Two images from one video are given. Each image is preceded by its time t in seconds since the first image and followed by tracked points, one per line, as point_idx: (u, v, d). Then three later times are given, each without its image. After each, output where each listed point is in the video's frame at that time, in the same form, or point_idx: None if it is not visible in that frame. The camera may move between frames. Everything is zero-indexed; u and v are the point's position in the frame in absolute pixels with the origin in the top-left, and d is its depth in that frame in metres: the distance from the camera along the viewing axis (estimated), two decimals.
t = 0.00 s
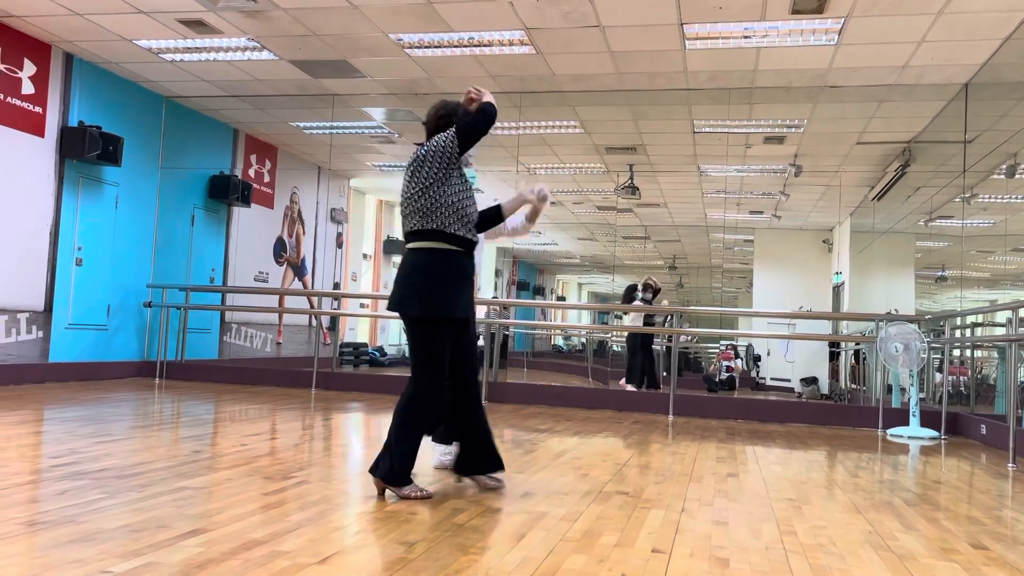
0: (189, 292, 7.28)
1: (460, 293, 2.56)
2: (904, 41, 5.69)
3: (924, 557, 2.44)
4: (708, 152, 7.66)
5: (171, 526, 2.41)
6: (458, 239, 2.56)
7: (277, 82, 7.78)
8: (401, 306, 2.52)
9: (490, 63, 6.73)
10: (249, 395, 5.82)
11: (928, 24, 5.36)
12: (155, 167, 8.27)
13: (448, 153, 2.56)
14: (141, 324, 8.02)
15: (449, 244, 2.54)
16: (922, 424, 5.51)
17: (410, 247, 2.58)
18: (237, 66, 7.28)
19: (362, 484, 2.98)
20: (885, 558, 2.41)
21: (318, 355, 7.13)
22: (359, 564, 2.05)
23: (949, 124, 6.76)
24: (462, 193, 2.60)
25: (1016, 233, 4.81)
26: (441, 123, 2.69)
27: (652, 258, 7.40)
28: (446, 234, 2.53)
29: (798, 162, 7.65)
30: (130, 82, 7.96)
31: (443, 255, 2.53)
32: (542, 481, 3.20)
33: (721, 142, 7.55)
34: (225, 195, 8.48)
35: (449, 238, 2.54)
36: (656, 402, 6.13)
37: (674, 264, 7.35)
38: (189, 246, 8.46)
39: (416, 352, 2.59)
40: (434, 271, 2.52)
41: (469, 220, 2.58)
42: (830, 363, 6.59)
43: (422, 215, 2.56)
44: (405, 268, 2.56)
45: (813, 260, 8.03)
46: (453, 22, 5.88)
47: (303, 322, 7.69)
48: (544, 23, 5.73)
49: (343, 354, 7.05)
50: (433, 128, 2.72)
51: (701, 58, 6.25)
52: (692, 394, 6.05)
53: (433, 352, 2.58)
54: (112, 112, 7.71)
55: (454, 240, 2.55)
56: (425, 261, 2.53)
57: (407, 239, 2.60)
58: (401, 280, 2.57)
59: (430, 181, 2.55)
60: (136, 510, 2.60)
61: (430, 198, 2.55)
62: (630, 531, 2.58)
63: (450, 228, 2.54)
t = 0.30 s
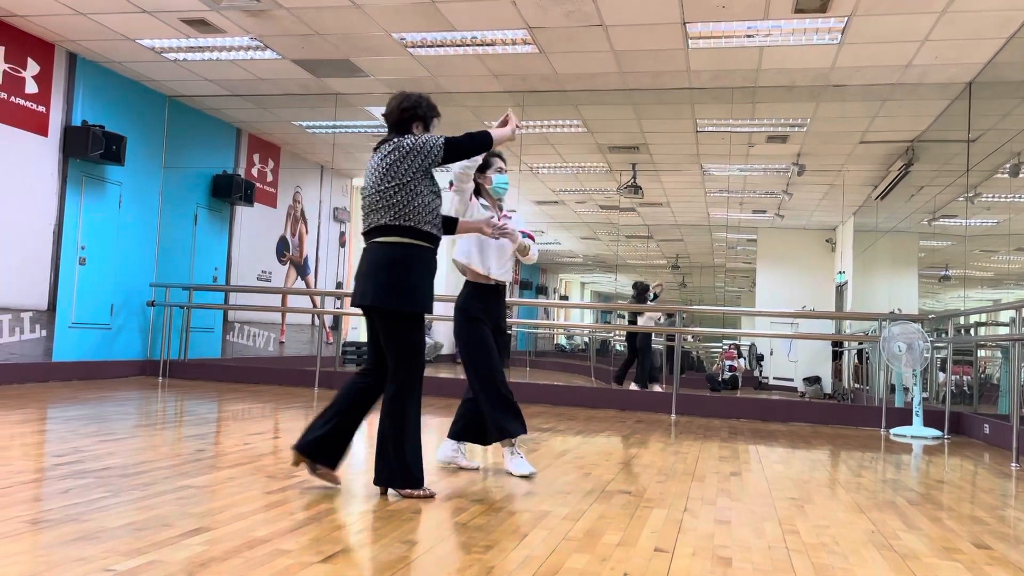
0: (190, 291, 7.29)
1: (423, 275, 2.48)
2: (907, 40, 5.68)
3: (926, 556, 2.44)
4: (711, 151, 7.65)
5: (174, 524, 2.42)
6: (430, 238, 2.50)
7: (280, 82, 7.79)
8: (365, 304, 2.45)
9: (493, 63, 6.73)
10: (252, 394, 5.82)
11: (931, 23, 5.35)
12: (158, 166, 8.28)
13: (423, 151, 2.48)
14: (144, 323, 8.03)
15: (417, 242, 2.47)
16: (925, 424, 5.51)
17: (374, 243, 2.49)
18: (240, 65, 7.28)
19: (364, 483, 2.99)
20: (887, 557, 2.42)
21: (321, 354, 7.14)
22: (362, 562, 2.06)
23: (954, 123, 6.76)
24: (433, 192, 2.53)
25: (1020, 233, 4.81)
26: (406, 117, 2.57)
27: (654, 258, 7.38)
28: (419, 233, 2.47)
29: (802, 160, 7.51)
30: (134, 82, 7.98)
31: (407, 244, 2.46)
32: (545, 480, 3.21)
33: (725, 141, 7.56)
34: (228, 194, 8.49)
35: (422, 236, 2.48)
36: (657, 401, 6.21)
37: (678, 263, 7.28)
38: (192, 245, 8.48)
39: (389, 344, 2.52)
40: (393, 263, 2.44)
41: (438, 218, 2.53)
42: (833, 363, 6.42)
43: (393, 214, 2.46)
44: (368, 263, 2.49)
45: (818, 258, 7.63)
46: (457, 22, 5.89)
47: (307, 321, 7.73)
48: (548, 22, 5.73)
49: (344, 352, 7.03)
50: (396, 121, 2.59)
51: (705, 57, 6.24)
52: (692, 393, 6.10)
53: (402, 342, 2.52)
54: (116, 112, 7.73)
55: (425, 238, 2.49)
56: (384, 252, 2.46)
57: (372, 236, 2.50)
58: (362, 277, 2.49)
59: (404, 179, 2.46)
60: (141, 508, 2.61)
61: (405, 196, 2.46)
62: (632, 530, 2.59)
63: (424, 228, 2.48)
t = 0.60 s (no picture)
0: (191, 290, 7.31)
1: (391, 272, 2.47)
2: (910, 39, 5.68)
3: (929, 556, 2.44)
4: (714, 151, 7.65)
5: (176, 523, 2.42)
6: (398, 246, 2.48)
7: (282, 81, 7.80)
8: (338, 312, 2.42)
9: (495, 62, 6.73)
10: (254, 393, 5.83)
11: (934, 22, 5.35)
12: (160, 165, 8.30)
13: (399, 161, 2.45)
14: (146, 322, 8.05)
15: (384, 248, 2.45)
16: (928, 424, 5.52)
17: (342, 246, 2.45)
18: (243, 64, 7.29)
19: (366, 482, 2.99)
20: (890, 556, 2.42)
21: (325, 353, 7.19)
22: (364, 561, 2.06)
23: (957, 122, 6.76)
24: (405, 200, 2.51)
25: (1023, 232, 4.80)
26: (381, 123, 2.54)
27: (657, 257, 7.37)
28: (389, 241, 2.45)
29: (805, 160, 7.57)
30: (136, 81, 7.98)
31: (376, 251, 2.44)
32: (547, 479, 3.21)
33: (728, 141, 7.56)
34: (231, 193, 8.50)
35: (391, 245, 2.46)
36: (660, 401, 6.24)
37: (680, 262, 7.59)
38: (195, 244, 8.49)
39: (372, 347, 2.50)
40: (355, 266, 2.42)
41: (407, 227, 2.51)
42: (836, 362, 6.33)
43: (362, 222, 2.43)
44: (331, 269, 2.46)
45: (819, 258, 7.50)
46: (459, 21, 5.89)
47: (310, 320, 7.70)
48: (551, 22, 5.73)
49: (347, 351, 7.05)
50: (372, 128, 2.55)
51: (707, 56, 6.24)
52: (693, 392, 6.12)
53: (384, 342, 2.49)
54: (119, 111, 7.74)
55: (394, 246, 2.48)
56: (352, 256, 2.43)
57: (340, 240, 2.46)
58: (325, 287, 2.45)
59: (377, 188, 2.43)
60: (143, 507, 2.61)
61: (377, 204, 2.44)
62: (634, 529, 2.59)
63: (394, 237, 2.46)
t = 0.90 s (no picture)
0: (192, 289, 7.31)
1: (412, 274, 2.46)
2: (912, 39, 5.68)
3: (931, 555, 2.44)
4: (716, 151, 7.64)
5: (178, 521, 2.42)
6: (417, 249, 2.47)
7: (284, 80, 7.79)
8: (365, 316, 2.42)
9: (497, 61, 6.73)
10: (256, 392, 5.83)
11: (936, 22, 5.34)
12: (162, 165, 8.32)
13: (410, 162, 2.46)
14: (148, 321, 8.06)
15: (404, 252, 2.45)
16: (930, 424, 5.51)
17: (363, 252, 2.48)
18: (245, 63, 7.29)
19: (368, 481, 2.98)
20: (892, 556, 2.42)
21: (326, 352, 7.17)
22: (366, 560, 2.07)
23: (958, 122, 6.76)
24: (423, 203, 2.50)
25: None
26: (398, 129, 2.57)
27: (659, 257, 7.36)
28: (406, 244, 2.45)
29: (807, 160, 7.82)
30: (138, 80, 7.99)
31: (396, 254, 2.44)
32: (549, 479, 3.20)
33: (730, 140, 7.55)
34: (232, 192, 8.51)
35: (408, 248, 2.45)
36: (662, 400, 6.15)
37: (682, 262, 7.33)
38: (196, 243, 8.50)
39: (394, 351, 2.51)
40: (380, 271, 2.42)
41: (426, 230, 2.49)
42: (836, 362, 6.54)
43: (378, 226, 2.44)
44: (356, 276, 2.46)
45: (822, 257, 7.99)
46: (461, 20, 5.89)
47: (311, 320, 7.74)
48: (552, 21, 5.73)
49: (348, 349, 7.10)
50: (391, 135, 2.59)
51: (709, 55, 6.24)
52: (697, 392, 6.03)
53: (408, 345, 2.50)
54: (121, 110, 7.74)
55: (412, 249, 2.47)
56: (375, 261, 2.43)
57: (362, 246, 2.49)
58: (349, 293, 2.45)
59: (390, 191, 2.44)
60: (144, 505, 2.61)
61: (392, 207, 2.45)
62: (635, 529, 2.58)
63: (411, 240, 2.45)
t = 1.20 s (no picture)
0: (193, 288, 7.31)
1: (460, 269, 2.49)
2: (914, 39, 5.67)
3: (931, 555, 2.44)
4: (717, 150, 7.64)
5: (179, 520, 2.42)
6: (463, 240, 2.50)
7: (286, 79, 7.79)
8: (419, 307, 2.47)
9: (498, 61, 6.73)
10: (257, 391, 5.83)
11: (937, 22, 5.34)
12: (163, 164, 8.31)
13: (445, 153, 2.55)
14: (150, 320, 8.06)
15: (454, 245, 2.49)
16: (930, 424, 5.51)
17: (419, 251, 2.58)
18: (246, 62, 7.29)
19: (368, 480, 2.97)
20: (892, 556, 2.41)
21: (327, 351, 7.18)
22: (367, 559, 2.06)
23: (960, 122, 6.76)
24: (466, 192, 2.55)
25: None
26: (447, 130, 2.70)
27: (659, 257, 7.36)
28: (451, 234, 2.49)
29: (807, 160, 7.76)
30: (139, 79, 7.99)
31: (444, 247, 2.49)
32: (549, 478, 3.20)
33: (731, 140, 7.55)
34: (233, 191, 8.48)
35: (452, 238, 2.49)
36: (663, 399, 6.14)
37: (682, 262, 7.44)
38: (198, 242, 8.50)
39: (439, 346, 2.55)
40: (442, 266, 2.48)
41: (474, 218, 2.52)
42: (837, 362, 6.57)
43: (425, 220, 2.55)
44: (417, 266, 2.53)
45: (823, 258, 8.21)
46: (462, 19, 5.89)
47: (312, 318, 7.76)
48: (553, 20, 5.73)
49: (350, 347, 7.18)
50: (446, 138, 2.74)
51: (711, 55, 6.23)
52: (696, 393, 6.04)
53: (454, 348, 2.54)
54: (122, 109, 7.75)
55: (458, 241, 2.49)
56: (430, 255, 2.50)
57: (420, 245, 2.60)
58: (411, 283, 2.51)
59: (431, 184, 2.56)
60: (145, 504, 2.61)
61: (436, 200, 2.54)
62: (636, 528, 2.58)
63: (455, 229, 2.49)
